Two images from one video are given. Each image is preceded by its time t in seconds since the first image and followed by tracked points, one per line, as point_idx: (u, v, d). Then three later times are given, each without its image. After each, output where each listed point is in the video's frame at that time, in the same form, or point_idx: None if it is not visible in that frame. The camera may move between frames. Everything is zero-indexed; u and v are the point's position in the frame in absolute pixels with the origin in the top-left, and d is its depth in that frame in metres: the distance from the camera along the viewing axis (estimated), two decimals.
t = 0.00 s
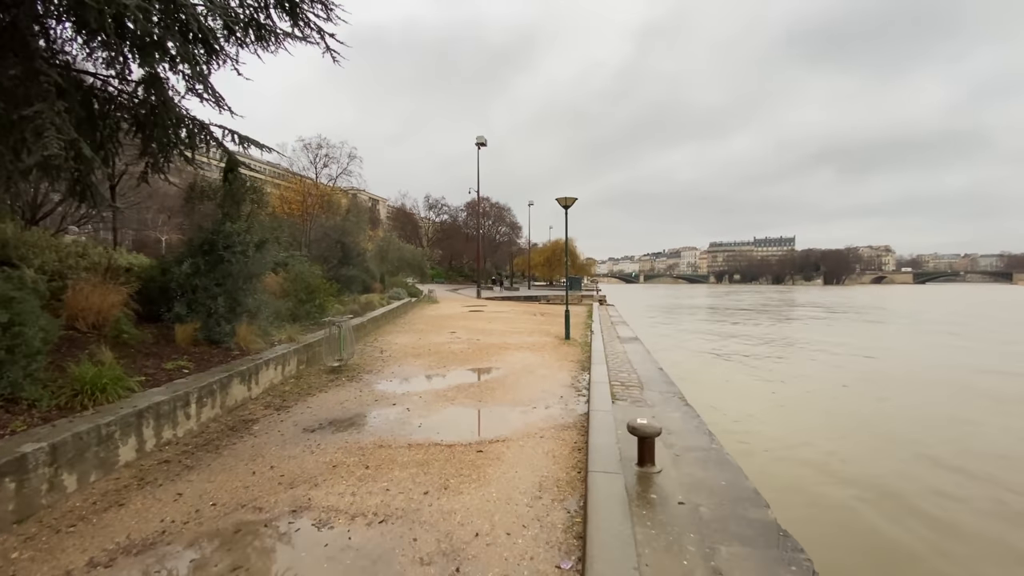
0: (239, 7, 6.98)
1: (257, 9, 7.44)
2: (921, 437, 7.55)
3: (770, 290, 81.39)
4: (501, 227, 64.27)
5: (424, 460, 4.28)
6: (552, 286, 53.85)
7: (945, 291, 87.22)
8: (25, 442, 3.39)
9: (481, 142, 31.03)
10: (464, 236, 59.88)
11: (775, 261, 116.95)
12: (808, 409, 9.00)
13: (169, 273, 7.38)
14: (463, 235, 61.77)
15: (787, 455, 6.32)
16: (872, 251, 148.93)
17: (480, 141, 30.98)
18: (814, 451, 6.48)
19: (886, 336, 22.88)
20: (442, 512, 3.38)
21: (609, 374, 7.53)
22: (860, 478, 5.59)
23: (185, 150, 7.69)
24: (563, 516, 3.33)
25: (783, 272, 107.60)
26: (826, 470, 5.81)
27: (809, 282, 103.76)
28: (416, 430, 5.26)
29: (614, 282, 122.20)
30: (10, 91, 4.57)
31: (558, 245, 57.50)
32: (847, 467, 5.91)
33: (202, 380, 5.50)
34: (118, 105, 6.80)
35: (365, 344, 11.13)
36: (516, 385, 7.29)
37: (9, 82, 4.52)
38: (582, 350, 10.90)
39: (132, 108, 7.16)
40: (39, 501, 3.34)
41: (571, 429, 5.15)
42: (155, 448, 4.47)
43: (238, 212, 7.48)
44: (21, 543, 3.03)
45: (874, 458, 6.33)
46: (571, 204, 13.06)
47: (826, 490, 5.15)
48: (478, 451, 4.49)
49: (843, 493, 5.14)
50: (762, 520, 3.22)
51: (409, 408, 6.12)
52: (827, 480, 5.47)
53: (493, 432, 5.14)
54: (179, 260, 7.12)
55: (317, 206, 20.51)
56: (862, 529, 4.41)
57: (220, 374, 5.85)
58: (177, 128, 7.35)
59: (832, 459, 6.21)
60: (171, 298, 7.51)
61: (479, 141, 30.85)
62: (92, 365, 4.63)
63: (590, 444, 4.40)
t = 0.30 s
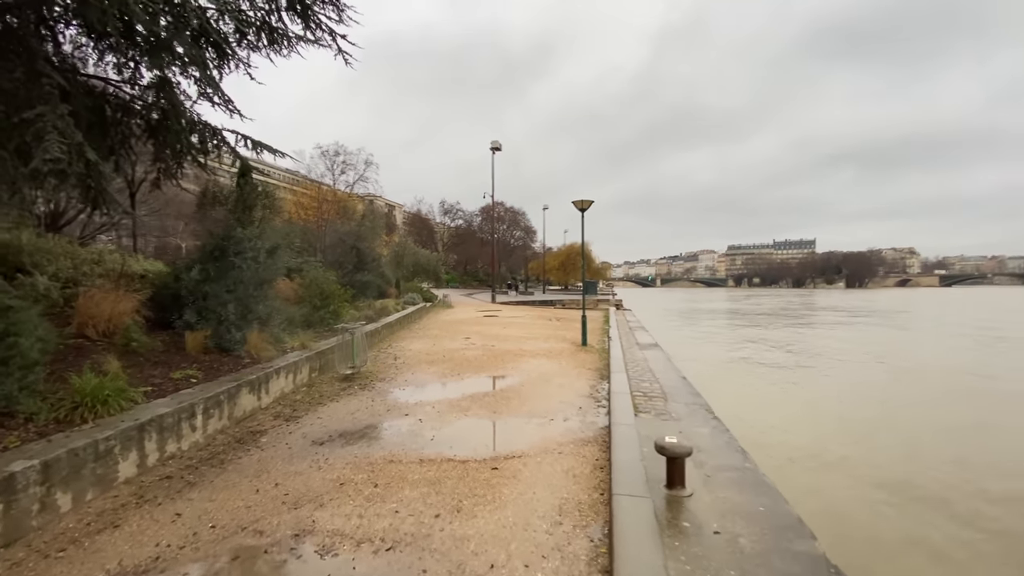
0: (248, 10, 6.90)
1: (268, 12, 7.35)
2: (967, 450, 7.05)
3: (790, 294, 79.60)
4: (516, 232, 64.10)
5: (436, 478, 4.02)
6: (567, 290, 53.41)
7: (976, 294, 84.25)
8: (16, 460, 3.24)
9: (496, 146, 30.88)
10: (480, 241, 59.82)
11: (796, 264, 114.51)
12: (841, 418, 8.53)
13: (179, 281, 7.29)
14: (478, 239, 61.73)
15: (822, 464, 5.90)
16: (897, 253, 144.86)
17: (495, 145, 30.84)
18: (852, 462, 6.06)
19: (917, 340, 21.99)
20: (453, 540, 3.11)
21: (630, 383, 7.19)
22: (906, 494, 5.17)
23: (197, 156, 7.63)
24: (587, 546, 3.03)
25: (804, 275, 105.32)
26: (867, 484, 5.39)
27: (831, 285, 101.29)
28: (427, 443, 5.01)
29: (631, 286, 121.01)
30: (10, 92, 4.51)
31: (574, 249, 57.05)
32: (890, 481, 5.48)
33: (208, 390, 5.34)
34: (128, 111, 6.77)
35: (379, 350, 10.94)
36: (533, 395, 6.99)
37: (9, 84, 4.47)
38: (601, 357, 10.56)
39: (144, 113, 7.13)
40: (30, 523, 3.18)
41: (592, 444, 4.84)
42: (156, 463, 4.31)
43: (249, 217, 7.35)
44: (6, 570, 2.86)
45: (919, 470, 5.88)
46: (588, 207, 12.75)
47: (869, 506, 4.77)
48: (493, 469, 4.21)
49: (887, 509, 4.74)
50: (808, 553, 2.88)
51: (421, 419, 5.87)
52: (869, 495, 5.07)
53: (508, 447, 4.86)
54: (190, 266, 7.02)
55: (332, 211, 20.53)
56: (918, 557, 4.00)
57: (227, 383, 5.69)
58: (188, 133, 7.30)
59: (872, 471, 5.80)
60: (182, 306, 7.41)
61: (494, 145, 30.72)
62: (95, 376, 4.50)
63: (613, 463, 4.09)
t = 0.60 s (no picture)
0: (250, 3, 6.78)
1: (270, 4, 7.19)
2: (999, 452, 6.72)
3: (800, 294, 78.71)
4: (522, 233, 63.89)
5: (444, 485, 3.81)
6: (574, 291, 53.11)
7: (990, 293, 82.88)
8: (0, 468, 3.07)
9: (503, 147, 30.69)
10: (486, 242, 59.67)
11: (805, 264, 113.40)
12: (863, 418, 8.21)
13: (180, 281, 7.14)
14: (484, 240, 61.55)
15: (848, 466, 5.62)
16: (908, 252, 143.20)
17: (501, 146, 30.66)
18: (879, 463, 5.77)
19: (935, 340, 21.47)
20: (462, 553, 2.89)
21: (644, 384, 6.95)
22: (940, 497, 4.88)
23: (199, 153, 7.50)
24: (607, 560, 2.80)
25: (813, 274, 104.21)
26: (898, 487, 5.10)
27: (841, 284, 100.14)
28: (435, 448, 4.80)
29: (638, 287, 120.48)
30: (3, 84, 4.41)
31: (580, 249, 56.76)
32: (921, 483, 5.20)
33: (208, 392, 5.18)
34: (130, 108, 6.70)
35: (385, 351, 10.76)
36: (544, 396, 6.76)
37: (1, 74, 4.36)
38: (611, 357, 10.30)
39: (145, 110, 7.02)
40: (13, 534, 3.02)
41: (608, 449, 4.60)
42: (152, 469, 4.16)
43: (251, 214, 7.19)
44: None
45: (952, 472, 5.58)
46: (596, 205, 12.51)
47: (902, 511, 4.49)
48: (504, 475, 4.00)
49: (922, 513, 4.46)
50: (851, 569, 2.63)
51: (427, 422, 5.67)
52: (901, 498, 4.80)
53: (519, 451, 4.64)
54: (192, 266, 6.87)
55: (338, 212, 20.43)
56: (963, 561, 3.72)
57: (229, 385, 5.52)
58: (190, 129, 7.18)
59: (902, 473, 5.51)
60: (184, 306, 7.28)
61: (500, 146, 30.54)
62: (89, 378, 4.35)
63: (631, 469, 3.85)
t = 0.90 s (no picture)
0: None
1: None
2: (995, 447, 6.69)
3: (784, 288, 79.67)
4: (509, 229, 63.58)
5: (437, 488, 3.57)
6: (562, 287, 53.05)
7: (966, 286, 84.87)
8: None
9: (490, 141, 30.34)
10: (473, 238, 59.27)
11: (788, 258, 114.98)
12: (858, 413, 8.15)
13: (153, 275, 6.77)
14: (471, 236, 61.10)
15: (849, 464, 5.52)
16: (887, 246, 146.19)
17: (488, 140, 30.31)
18: (879, 462, 5.69)
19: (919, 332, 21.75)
20: (459, 563, 2.66)
21: (640, 379, 6.77)
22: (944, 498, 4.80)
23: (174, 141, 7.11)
24: (616, 567, 2.60)
25: (796, 268, 105.68)
26: (902, 486, 5.01)
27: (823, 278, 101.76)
28: (426, 447, 4.55)
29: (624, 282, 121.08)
30: None
31: (568, 245, 56.69)
32: (926, 483, 5.11)
33: (184, 392, 4.87)
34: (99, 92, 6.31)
35: (372, 349, 10.44)
36: (538, 392, 6.53)
37: None
38: (604, 352, 10.13)
39: (115, 95, 6.63)
40: None
41: (609, 446, 4.40)
42: (121, 476, 3.86)
43: (229, 205, 6.83)
44: None
45: (954, 471, 5.51)
46: (587, 197, 12.32)
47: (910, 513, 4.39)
48: (500, 475, 3.77)
49: (929, 515, 4.37)
50: (878, 572, 2.46)
51: (417, 421, 5.40)
52: (906, 498, 4.70)
53: (515, 449, 4.42)
54: (166, 259, 6.50)
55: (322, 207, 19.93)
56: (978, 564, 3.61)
57: (206, 384, 5.21)
58: (164, 116, 6.80)
59: (903, 472, 5.43)
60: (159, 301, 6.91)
61: (488, 140, 30.16)
62: (51, 379, 4.02)
63: (636, 467, 3.65)
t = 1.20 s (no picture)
0: None
1: None
2: (991, 447, 6.64)
3: (770, 285, 80.53)
4: (499, 225, 63.26)
5: (427, 497, 3.34)
6: (551, 284, 52.90)
7: (947, 283, 86.57)
8: None
9: (479, 137, 30.01)
10: (463, 234, 58.82)
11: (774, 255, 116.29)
12: (853, 412, 8.08)
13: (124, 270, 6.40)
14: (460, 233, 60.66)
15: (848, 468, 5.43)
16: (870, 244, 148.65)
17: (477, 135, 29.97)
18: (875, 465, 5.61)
19: (905, 328, 21.96)
20: None
21: (635, 378, 6.59)
22: (946, 506, 4.71)
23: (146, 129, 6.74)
24: None
25: (782, 265, 106.92)
26: (902, 492, 4.91)
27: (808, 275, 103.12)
28: (415, 451, 4.31)
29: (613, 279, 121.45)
30: None
31: (557, 241, 56.55)
32: (926, 488, 5.02)
33: (154, 394, 4.55)
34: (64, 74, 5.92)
35: (358, 347, 10.15)
36: (531, 391, 6.32)
37: None
38: (597, 349, 9.95)
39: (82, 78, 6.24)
40: None
41: (607, 449, 4.20)
42: (81, 487, 3.55)
43: (206, 196, 6.49)
44: None
45: (954, 474, 5.43)
46: (578, 192, 12.10)
47: (914, 522, 4.28)
48: (493, 482, 3.55)
49: (933, 525, 4.27)
50: None
51: (405, 423, 5.15)
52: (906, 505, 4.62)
53: (509, 453, 4.19)
54: (137, 253, 6.15)
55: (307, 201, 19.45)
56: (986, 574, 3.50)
57: (179, 385, 4.89)
58: (136, 101, 6.43)
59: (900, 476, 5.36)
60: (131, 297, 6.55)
61: (477, 135, 29.79)
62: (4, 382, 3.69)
63: (637, 472, 3.46)
